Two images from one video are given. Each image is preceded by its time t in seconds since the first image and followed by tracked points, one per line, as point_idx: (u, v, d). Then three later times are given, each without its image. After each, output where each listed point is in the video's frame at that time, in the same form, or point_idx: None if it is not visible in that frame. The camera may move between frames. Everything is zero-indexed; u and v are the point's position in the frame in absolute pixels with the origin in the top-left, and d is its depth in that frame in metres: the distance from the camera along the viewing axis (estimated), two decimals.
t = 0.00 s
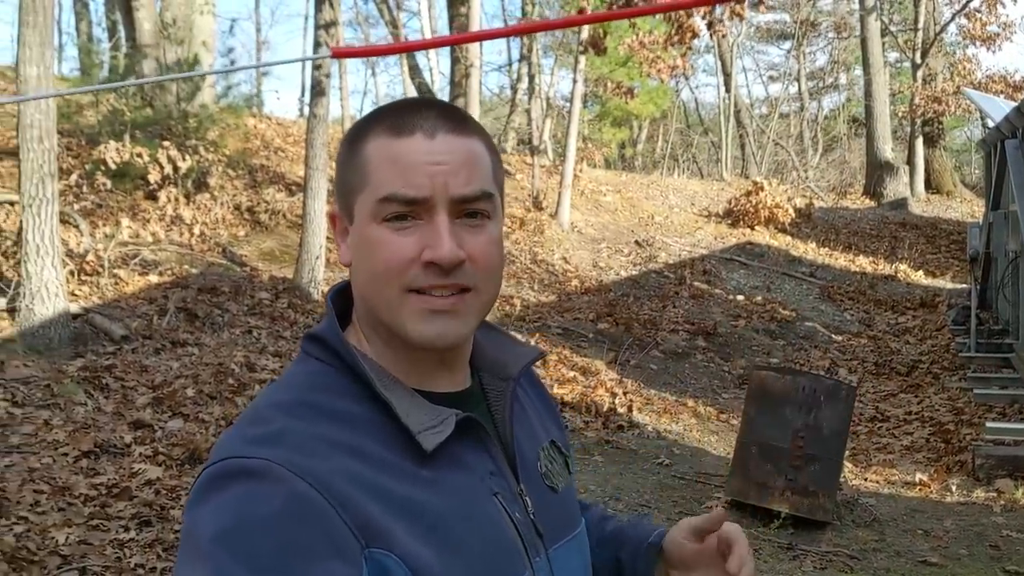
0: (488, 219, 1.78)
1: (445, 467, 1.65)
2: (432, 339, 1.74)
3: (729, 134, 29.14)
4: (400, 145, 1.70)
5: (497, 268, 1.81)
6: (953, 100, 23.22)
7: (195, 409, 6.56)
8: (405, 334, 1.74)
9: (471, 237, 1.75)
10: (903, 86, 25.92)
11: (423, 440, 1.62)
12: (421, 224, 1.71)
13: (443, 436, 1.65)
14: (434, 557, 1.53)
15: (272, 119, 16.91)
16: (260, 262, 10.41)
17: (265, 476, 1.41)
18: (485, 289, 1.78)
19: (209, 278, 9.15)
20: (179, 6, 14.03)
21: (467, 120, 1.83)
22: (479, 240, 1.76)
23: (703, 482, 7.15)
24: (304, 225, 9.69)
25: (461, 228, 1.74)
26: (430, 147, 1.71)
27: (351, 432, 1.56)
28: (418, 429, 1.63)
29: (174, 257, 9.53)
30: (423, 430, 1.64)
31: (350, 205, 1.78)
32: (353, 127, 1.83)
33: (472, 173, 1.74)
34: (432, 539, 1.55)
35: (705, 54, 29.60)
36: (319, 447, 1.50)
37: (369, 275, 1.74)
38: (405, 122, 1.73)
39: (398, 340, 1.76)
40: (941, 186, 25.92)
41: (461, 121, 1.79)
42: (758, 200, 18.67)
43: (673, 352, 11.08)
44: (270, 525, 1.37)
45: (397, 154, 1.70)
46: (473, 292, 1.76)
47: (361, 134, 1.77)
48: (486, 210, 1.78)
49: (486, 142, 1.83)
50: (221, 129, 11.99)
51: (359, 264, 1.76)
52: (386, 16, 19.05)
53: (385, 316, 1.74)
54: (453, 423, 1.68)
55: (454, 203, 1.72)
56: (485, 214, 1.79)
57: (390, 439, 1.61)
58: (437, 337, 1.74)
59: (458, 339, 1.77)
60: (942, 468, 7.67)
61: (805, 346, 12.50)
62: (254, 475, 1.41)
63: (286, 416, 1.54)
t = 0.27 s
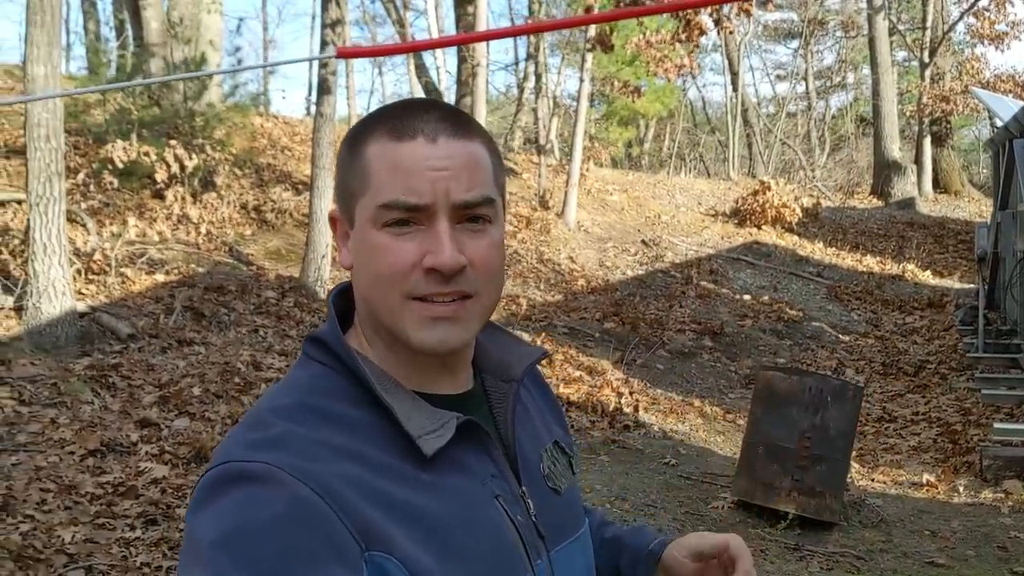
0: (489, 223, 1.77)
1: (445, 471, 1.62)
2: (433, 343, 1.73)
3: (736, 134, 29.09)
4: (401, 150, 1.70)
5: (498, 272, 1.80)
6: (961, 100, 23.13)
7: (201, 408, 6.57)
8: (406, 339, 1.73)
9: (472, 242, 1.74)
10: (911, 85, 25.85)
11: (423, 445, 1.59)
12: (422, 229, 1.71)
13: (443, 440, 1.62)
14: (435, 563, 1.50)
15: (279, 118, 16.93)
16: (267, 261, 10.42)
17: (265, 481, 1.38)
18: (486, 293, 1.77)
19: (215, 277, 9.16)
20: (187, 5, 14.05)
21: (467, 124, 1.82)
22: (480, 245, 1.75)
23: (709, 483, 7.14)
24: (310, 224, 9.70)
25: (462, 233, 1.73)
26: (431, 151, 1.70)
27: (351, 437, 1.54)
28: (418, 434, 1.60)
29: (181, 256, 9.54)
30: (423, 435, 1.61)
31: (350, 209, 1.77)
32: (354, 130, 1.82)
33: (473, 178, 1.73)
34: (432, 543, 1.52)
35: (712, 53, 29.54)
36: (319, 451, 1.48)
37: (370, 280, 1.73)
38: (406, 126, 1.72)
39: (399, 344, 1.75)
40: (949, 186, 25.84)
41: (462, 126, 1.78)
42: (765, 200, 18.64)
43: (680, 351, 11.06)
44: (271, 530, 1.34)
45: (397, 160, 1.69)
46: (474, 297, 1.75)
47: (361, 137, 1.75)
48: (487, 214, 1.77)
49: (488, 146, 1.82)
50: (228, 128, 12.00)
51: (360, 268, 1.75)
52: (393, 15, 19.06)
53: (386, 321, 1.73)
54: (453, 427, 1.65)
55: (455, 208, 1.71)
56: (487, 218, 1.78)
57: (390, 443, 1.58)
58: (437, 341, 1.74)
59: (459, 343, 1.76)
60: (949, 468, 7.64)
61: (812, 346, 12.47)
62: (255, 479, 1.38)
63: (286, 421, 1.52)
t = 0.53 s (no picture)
0: (494, 209, 1.74)
1: (445, 458, 1.60)
2: (439, 333, 1.69)
3: (742, 133, 28.98)
4: (405, 137, 1.66)
5: (504, 259, 1.76)
6: (968, 99, 23.02)
7: (203, 406, 6.54)
8: (412, 329, 1.69)
9: (478, 227, 1.71)
10: (917, 84, 25.73)
11: (423, 429, 1.58)
12: (428, 215, 1.67)
13: (443, 426, 1.60)
14: (435, 549, 1.48)
15: (283, 117, 16.89)
16: (270, 260, 10.39)
17: (265, 466, 1.38)
18: (492, 280, 1.74)
19: (218, 276, 9.13)
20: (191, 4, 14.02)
21: (472, 111, 1.79)
22: (486, 231, 1.71)
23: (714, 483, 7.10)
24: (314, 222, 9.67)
25: (468, 219, 1.70)
26: (436, 138, 1.67)
27: (351, 424, 1.53)
28: (418, 418, 1.58)
29: (184, 254, 9.52)
30: (423, 419, 1.59)
31: (354, 199, 1.74)
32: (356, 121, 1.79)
33: (477, 164, 1.70)
34: (433, 530, 1.51)
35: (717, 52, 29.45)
36: (319, 437, 1.47)
37: (375, 269, 1.69)
38: (411, 112, 1.69)
39: (402, 335, 1.72)
40: (955, 185, 25.74)
41: (467, 112, 1.75)
42: (770, 199, 18.58)
43: (684, 351, 11.01)
44: (271, 516, 1.34)
45: (401, 146, 1.66)
46: (480, 285, 1.71)
47: (364, 126, 1.72)
48: (492, 201, 1.73)
49: (493, 135, 1.79)
50: (232, 127, 11.97)
51: (365, 258, 1.71)
52: (398, 14, 19.02)
53: (392, 312, 1.69)
54: (454, 413, 1.64)
55: (461, 195, 1.68)
56: (491, 205, 1.74)
57: (391, 430, 1.57)
58: (444, 330, 1.70)
59: (465, 332, 1.72)
60: (956, 469, 7.58)
61: (818, 345, 12.41)
62: (254, 466, 1.38)
63: (288, 408, 1.52)
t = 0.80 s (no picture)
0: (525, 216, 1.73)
1: (463, 459, 1.60)
2: (472, 336, 1.68)
3: (743, 133, 28.84)
4: (442, 142, 1.65)
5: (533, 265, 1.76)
6: (970, 99, 22.89)
7: (199, 410, 6.45)
8: (445, 331, 1.68)
9: (512, 234, 1.70)
10: (919, 84, 25.61)
11: (442, 431, 1.57)
12: (463, 220, 1.66)
13: (462, 428, 1.60)
14: (453, 551, 1.48)
15: (282, 118, 16.78)
16: (269, 261, 10.30)
17: (285, 468, 1.38)
18: (525, 286, 1.73)
19: (216, 278, 9.04)
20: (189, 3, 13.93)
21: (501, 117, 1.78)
22: (519, 237, 1.71)
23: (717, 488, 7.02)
24: (312, 223, 9.58)
25: (501, 225, 1.69)
26: (472, 145, 1.66)
27: (370, 426, 1.54)
28: (436, 421, 1.58)
29: (181, 256, 9.43)
30: (442, 422, 1.59)
31: (383, 202, 1.72)
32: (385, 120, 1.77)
33: (510, 171, 1.70)
34: (450, 531, 1.50)
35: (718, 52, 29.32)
36: (337, 440, 1.47)
37: (406, 271, 1.68)
38: (445, 118, 1.68)
39: (431, 338, 1.70)
40: (958, 186, 25.61)
41: (497, 120, 1.74)
42: (772, 199, 18.48)
43: (686, 353, 10.91)
44: (289, 517, 1.34)
45: (438, 151, 1.65)
46: (514, 290, 1.70)
47: (395, 130, 1.70)
48: (522, 208, 1.73)
49: (520, 141, 1.79)
50: (230, 127, 11.88)
51: (397, 258, 1.69)
52: (398, 14, 18.91)
53: (425, 313, 1.68)
54: (473, 416, 1.63)
55: (496, 201, 1.67)
56: (521, 211, 1.74)
57: (409, 433, 1.57)
58: (477, 335, 1.68)
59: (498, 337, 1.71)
60: (962, 473, 7.49)
61: (821, 347, 12.31)
62: (273, 467, 1.39)
63: (307, 410, 1.53)
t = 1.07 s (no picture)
0: (548, 236, 1.72)
1: (487, 481, 1.56)
2: (498, 357, 1.66)
3: (742, 133, 28.73)
4: (466, 163, 1.64)
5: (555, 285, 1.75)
6: (970, 100, 22.79)
7: (193, 417, 6.36)
8: (470, 351, 1.65)
9: (536, 254, 1.69)
10: (919, 85, 25.52)
11: (466, 453, 1.54)
12: (488, 242, 1.64)
13: (486, 450, 1.57)
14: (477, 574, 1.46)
15: (279, 118, 16.67)
16: (265, 263, 10.21)
17: (308, 489, 1.38)
18: (548, 306, 1.72)
19: (211, 281, 8.94)
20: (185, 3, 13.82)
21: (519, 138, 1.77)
22: (544, 257, 1.70)
23: (718, 495, 6.93)
24: (310, 226, 9.50)
25: (526, 245, 1.68)
26: (496, 166, 1.64)
27: (394, 445, 1.51)
28: (460, 443, 1.55)
29: (177, 258, 9.33)
30: (466, 444, 1.56)
31: (405, 224, 1.69)
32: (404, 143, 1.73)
33: (534, 192, 1.69)
34: (474, 553, 1.48)
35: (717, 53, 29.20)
36: (360, 459, 1.46)
37: (432, 292, 1.65)
38: (467, 140, 1.66)
39: (457, 360, 1.67)
40: (957, 187, 25.51)
41: (517, 141, 1.73)
42: (772, 201, 18.39)
43: (686, 356, 10.82)
44: (312, 538, 1.34)
45: (463, 173, 1.63)
46: (539, 310, 1.69)
47: (418, 151, 1.68)
48: (545, 227, 1.72)
49: (538, 160, 1.78)
50: (227, 127, 11.78)
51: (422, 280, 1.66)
52: (395, 13, 18.80)
53: (450, 334, 1.65)
54: (496, 438, 1.60)
55: (521, 222, 1.66)
56: (544, 232, 1.73)
57: (432, 452, 1.54)
58: (503, 356, 1.66)
59: (521, 358, 1.69)
60: (966, 479, 7.41)
61: (822, 350, 12.22)
62: (295, 486, 1.38)
63: (328, 430, 1.50)
